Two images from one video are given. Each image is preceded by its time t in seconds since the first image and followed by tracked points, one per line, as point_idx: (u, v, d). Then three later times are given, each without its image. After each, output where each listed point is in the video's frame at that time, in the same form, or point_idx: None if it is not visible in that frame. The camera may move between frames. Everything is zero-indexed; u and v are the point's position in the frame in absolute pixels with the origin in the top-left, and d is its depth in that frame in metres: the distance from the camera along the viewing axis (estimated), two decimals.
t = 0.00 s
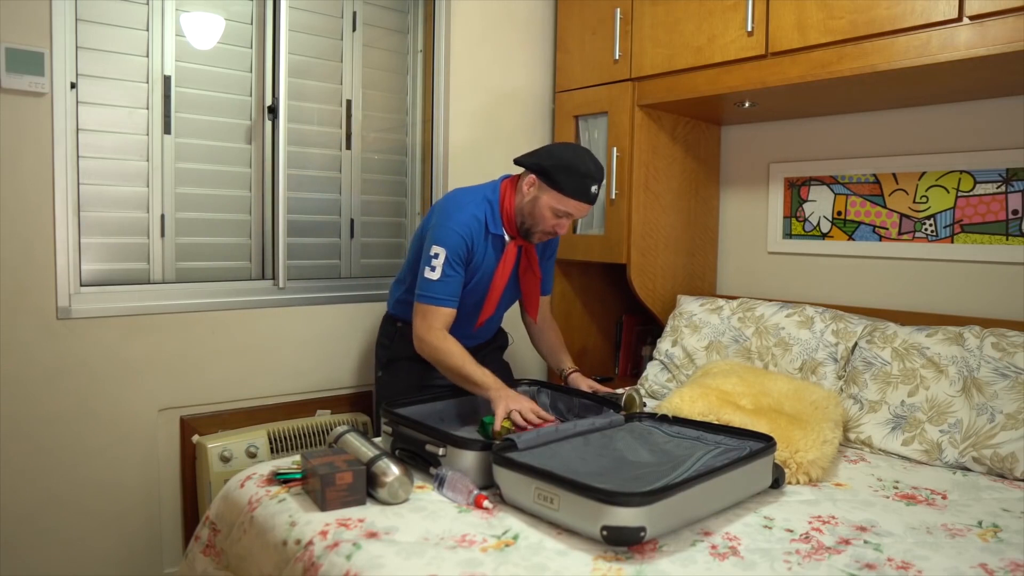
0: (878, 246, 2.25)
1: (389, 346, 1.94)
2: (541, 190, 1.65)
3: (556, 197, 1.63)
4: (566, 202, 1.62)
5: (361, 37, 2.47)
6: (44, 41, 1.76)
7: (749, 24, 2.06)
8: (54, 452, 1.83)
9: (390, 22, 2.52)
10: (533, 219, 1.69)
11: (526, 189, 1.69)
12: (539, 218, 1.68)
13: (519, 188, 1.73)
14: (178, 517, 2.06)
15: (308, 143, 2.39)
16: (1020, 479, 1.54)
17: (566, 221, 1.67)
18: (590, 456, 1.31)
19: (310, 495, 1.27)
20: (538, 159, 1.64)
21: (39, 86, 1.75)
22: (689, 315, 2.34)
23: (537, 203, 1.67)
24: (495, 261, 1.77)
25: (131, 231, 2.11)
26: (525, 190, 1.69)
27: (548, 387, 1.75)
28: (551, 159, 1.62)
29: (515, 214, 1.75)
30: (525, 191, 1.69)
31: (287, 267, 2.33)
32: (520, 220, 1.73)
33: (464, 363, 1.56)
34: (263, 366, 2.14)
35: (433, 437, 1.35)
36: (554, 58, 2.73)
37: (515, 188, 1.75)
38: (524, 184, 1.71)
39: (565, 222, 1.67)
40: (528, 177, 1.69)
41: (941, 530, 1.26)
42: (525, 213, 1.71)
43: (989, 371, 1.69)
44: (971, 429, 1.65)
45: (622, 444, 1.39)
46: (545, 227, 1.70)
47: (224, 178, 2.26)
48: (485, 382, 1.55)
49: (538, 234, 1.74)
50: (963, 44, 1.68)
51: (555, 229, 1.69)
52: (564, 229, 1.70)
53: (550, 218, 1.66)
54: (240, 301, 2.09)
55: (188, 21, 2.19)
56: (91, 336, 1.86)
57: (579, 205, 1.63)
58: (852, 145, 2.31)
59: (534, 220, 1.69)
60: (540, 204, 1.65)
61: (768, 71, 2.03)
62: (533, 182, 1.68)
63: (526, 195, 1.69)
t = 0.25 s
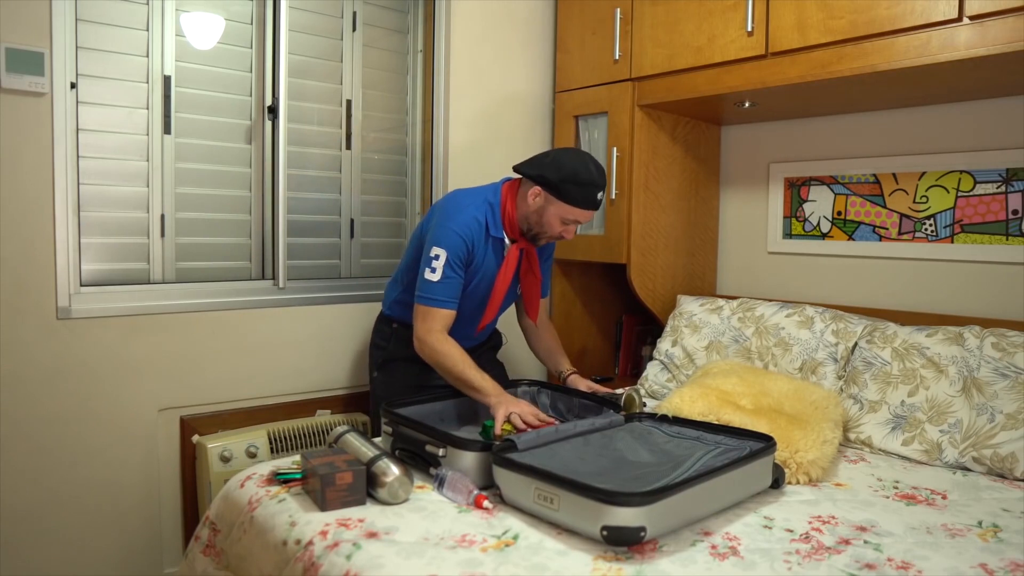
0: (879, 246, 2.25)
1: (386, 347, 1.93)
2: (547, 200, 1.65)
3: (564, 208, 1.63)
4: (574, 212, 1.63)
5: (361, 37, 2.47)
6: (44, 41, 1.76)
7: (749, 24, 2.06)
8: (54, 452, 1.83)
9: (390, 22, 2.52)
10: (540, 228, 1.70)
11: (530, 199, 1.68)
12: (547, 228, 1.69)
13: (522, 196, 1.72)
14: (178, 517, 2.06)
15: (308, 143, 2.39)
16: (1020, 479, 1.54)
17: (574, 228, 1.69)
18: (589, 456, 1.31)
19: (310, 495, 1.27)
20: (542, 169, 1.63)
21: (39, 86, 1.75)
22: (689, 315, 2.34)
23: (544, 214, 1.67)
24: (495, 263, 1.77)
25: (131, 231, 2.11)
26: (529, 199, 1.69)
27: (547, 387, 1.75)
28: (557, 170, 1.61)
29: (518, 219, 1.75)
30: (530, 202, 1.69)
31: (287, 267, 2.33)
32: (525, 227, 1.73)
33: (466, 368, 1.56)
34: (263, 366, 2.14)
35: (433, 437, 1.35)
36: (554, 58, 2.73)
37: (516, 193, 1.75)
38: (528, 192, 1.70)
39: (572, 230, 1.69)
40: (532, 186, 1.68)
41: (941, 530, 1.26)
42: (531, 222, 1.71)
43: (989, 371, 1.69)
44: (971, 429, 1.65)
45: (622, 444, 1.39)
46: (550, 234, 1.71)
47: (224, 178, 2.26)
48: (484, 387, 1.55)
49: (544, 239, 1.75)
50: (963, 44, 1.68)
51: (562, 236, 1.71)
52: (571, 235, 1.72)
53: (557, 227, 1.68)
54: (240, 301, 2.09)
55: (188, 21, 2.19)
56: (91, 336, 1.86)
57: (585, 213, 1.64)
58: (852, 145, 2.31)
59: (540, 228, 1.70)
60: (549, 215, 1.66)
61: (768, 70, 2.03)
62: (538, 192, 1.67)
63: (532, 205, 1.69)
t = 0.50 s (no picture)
0: (879, 246, 2.25)
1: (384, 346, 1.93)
2: (552, 192, 1.67)
3: (570, 199, 1.66)
4: (579, 202, 1.67)
5: (361, 37, 2.47)
6: (44, 41, 1.76)
7: (749, 24, 2.06)
8: (54, 452, 1.83)
9: (390, 22, 2.52)
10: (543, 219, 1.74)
11: (534, 192, 1.70)
12: (551, 218, 1.73)
13: (523, 187, 1.74)
14: (178, 517, 2.06)
15: (307, 143, 2.39)
16: (1020, 479, 1.54)
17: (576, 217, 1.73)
18: (589, 456, 1.31)
19: (310, 494, 1.27)
20: (545, 162, 1.66)
21: (39, 86, 1.75)
22: (689, 315, 2.34)
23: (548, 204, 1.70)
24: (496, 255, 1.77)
25: (131, 231, 2.11)
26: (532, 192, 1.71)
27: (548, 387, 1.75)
28: (559, 163, 1.64)
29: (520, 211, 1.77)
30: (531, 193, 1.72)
31: (287, 267, 2.33)
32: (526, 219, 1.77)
33: (453, 346, 1.55)
34: (263, 366, 2.14)
35: (433, 437, 1.35)
36: (554, 58, 2.74)
37: (517, 186, 1.77)
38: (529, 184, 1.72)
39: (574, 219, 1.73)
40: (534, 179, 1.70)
41: (941, 530, 1.26)
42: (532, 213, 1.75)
43: (989, 371, 1.69)
44: (971, 429, 1.65)
45: (622, 444, 1.39)
46: (555, 223, 1.74)
47: (223, 178, 2.26)
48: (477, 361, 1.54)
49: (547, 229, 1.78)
50: (963, 44, 1.68)
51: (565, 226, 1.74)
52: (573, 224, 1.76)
53: (560, 216, 1.71)
54: (240, 301, 2.09)
55: (188, 21, 2.19)
56: (91, 337, 1.86)
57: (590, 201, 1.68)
58: (852, 146, 2.31)
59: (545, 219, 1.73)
60: (552, 206, 1.69)
61: (768, 71, 2.03)
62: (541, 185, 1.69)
63: (534, 197, 1.71)
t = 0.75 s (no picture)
0: (879, 246, 2.25)
1: (388, 344, 1.89)
2: (537, 148, 1.72)
3: (554, 150, 1.71)
4: (563, 155, 1.72)
5: (361, 37, 2.48)
6: (44, 40, 1.76)
7: (749, 24, 2.06)
8: (54, 452, 1.83)
9: (390, 22, 2.52)
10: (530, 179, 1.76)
11: (520, 150, 1.75)
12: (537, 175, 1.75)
13: (510, 153, 1.79)
14: (179, 517, 2.06)
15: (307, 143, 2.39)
16: (1020, 479, 1.54)
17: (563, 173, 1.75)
18: (589, 456, 1.31)
19: (310, 494, 1.27)
20: (529, 120, 1.73)
21: (39, 85, 1.75)
22: (689, 315, 2.34)
23: (535, 161, 1.73)
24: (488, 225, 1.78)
25: (130, 231, 2.11)
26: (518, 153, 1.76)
27: (548, 387, 1.75)
28: (544, 121, 1.72)
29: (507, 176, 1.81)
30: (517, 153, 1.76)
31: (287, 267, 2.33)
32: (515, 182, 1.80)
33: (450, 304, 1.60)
34: (263, 366, 2.15)
35: (433, 437, 1.35)
36: (554, 58, 2.74)
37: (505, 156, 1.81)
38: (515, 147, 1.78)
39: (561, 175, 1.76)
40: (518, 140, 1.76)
41: (941, 530, 1.26)
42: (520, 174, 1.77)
43: (989, 371, 1.69)
44: (971, 429, 1.65)
45: (622, 444, 1.39)
46: (542, 184, 1.77)
47: (223, 178, 2.26)
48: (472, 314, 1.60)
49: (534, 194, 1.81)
50: (962, 44, 1.68)
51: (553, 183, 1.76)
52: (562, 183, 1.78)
53: (548, 172, 1.74)
54: (239, 302, 2.09)
55: (188, 21, 2.19)
56: (91, 337, 1.86)
57: (574, 155, 1.73)
58: (852, 146, 2.31)
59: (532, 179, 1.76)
60: (539, 162, 1.73)
61: (768, 71, 2.03)
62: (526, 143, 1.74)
63: (521, 157, 1.75)
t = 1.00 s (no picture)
0: (878, 246, 2.25)
1: (383, 352, 1.81)
2: (477, 103, 1.78)
3: (491, 97, 1.77)
4: (500, 98, 1.78)
5: (361, 37, 2.47)
6: (44, 41, 1.76)
7: (749, 24, 2.06)
8: (54, 453, 1.83)
9: (390, 22, 2.52)
10: (480, 134, 1.79)
11: (461, 111, 1.80)
12: (487, 128, 1.78)
13: (454, 125, 1.84)
14: (179, 517, 2.06)
15: (307, 143, 2.38)
16: (1020, 479, 1.54)
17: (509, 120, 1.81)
18: (589, 456, 1.31)
19: (310, 494, 1.27)
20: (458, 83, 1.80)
21: (39, 86, 1.75)
22: (689, 315, 2.34)
23: (479, 117, 1.78)
24: (457, 196, 1.79)
25: (130, 231, 2.10)
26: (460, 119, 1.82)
27: (548, 387, 1.75)
28: (473, 76, 1.79)
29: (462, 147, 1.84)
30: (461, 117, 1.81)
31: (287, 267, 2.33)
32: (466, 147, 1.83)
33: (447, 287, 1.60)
34: (263, 366, 2.15)
35: (433, 437, 1.35)
36: (553, 58, 2.74)
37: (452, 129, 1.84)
38: (455, 117, 1.83)
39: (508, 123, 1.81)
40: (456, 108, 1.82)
41: (941, 530, 1.26)
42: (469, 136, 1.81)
43: (989, 371, 1.69)
44: (971, 429, 1.65)
45: (622, 444, 1.39)
46: (492, 136, 1.80)
47: (223, 179, 2.26)
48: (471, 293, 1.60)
49: (492, 151, 1.83)
50: (962, 44, 1.68)
51: (503, 133, 1.81)
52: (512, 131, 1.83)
53: (495, 123, 1.79)
54: (239, 302, 2.09)
55: (188, 21, 2.18)
56: (91, 337, 1.86)
57: (511, 96, 1.79)
58: (852, 145, 2.31)
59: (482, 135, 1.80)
60: (483, 114, 1.78)
61: (768, 71, 2.03)
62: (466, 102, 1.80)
63: (464, 119, 1.80)
